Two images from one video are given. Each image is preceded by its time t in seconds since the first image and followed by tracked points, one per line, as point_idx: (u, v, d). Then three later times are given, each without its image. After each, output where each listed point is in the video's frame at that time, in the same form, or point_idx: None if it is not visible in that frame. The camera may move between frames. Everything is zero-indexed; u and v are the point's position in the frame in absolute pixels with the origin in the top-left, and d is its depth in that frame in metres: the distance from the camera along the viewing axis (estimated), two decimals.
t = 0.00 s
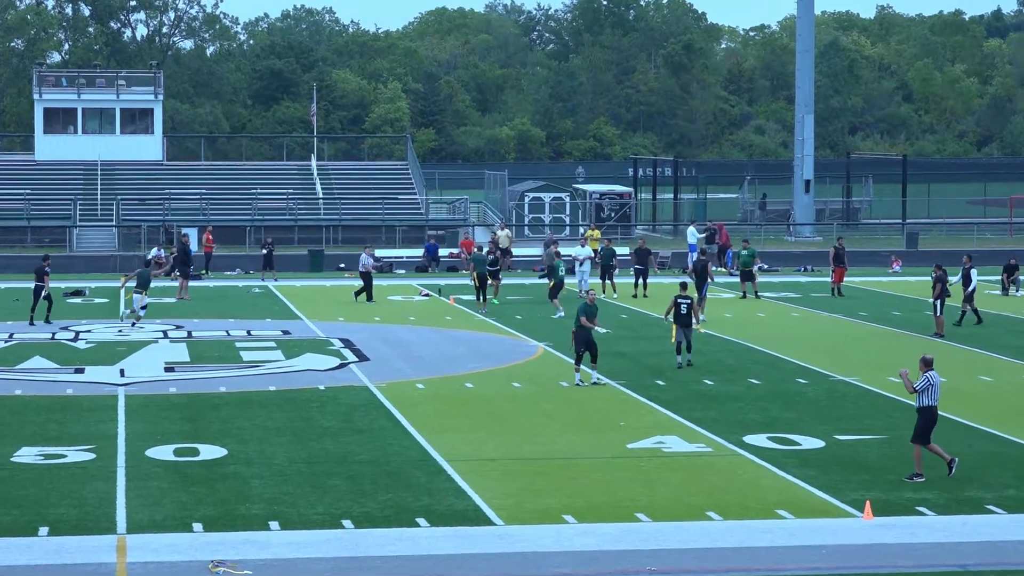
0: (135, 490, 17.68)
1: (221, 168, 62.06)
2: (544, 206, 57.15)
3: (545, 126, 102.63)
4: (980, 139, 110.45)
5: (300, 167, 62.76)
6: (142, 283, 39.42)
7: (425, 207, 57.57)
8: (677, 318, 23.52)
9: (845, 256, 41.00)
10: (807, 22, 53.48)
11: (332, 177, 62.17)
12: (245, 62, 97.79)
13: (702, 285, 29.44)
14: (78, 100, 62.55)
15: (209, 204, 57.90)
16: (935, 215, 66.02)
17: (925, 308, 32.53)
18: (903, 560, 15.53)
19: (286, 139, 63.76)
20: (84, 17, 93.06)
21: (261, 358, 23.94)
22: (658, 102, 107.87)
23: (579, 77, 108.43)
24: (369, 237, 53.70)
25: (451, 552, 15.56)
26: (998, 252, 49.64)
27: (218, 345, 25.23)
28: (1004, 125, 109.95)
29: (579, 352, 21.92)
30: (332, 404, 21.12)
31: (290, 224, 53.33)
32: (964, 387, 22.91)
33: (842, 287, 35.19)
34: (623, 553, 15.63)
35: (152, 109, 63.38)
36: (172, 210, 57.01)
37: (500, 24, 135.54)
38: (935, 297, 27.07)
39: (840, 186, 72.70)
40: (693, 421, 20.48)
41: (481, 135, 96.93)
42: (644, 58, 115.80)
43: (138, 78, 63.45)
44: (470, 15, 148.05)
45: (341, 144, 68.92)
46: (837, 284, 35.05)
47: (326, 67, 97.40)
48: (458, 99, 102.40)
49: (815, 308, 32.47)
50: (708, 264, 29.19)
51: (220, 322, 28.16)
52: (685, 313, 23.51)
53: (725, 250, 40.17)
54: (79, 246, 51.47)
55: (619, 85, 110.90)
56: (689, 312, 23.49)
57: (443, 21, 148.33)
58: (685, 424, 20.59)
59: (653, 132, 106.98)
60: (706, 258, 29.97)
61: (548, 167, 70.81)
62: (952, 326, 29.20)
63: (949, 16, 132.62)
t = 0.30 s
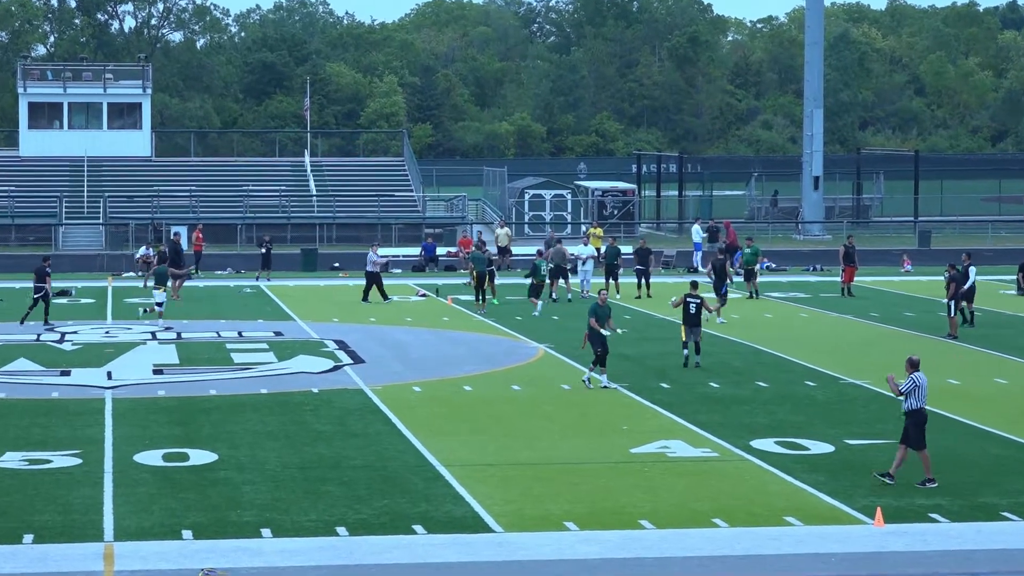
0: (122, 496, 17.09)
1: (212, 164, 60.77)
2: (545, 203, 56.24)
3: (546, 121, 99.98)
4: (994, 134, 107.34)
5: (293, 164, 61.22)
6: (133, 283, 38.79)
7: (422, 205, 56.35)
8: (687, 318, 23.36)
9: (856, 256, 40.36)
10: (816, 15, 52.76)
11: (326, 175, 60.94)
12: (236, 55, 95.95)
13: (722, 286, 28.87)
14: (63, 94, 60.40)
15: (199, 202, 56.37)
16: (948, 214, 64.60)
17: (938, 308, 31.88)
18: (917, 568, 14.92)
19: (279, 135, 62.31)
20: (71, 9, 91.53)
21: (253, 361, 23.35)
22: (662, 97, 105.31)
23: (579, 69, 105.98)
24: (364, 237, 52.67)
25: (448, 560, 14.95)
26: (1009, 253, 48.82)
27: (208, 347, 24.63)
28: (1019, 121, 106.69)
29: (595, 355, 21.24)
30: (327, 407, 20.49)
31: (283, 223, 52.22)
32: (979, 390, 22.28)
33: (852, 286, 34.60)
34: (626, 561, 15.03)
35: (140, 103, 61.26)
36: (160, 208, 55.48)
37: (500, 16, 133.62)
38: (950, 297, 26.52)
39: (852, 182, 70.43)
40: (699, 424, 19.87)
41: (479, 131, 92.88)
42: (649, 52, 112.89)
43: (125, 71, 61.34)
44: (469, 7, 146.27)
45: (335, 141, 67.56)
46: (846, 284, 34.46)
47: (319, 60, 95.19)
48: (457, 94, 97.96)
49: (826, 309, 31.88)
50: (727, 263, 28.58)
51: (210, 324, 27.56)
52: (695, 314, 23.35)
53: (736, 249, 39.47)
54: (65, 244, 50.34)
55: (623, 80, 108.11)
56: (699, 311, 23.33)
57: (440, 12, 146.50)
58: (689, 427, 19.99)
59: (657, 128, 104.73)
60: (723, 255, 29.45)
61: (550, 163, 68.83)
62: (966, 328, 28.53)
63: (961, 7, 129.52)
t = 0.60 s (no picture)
0: (110, 503, 16.50)
1: (204, 161, 59.63)
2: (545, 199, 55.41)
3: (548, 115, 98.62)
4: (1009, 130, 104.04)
5: (287, 162, 60.16)
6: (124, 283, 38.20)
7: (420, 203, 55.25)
8: (692, 317, 22.95)
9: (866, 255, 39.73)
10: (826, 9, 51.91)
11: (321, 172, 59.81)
12: (228, 47, 94.43)
13: (741, 285, 28.41)
14: (49, 88, 59.07)
15: (190, 200, 55.45)
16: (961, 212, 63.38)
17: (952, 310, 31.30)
18: None
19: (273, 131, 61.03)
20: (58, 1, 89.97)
21: (246, 363, 22.75)
22: (668, 90, 103.51)
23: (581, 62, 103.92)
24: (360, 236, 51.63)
25: (444, 570, 14.35)
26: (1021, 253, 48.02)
27: (198, 349, 24.06)
28: None
29: (602, 357, 20.60)
30: (321, 412, 19.88)
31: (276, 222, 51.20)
32: (995, 393, 21.63)
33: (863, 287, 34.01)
34: (630, 570, 14.44)
35: (129, 97, 59.89)
36: (150, 207, 54.58)
37: (501, 6, 131.73)
38: (965, 296, 25.91)
39: (863, 178, 68.86)
40: (705, 429, 19.27)
41: (479, 125, 92.01)
42: (654, 43, 110.53)
43: (112, 64, 59.94)
44: None
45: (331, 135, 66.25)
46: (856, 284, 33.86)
47: (314, 52, 93.41)
48: (456, 87, 96.45)
49: (837, 310, 31.31)
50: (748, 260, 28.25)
51: (201, 325, 26.97)
52: (701, 312, 22.97)
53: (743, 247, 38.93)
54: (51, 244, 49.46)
55: (627, 73, 106.16)
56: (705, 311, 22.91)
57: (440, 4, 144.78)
58: (695, 433, 19.38)
59: (662, 122, 102.99)
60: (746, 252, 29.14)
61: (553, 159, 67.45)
62: (980, 330, 27.88)
63: None
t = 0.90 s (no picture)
0: (97, 511, 15.90)
1: (194, 157, 58.23)
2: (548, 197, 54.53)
3: (550, 109, 96.68)
4: None
5: (279, 156, 58.99)
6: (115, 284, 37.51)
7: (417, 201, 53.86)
8: (695, 316, 22.44)
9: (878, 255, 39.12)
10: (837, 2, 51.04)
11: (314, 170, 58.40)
12: (218, 41, 92.38)
13: (765, 286, 27.98)
14: (35, 82, 58.67)
15: (180, 196, 54.25)
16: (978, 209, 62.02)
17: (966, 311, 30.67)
18: None
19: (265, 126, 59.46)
20: None
21: (237, 366, 22.17)
22: (673, 85, 100.20)
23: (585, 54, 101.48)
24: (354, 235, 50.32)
25: None
26: None
27: (188, 351, 23.45)
28: None
29: (606, 360, 20.10)
30: (316, 417, 19.27)
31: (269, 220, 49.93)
32: (1012, 398, 21.00)
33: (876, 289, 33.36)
34: None
35: (117, 91, 59.30)
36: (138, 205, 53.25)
37: None
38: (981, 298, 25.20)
39: (875, 175, 66.77)
40: (711, 436, 18.67)
41: (478, 121, 90.78)
42: (659, 35, 107.21)
43: (100, 59, 59.75)
44: None
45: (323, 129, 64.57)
46: (869, 286, 33.23)
47: (308, 46, 91.16)
48: (453, 82, 96.54)
49: (849, 312, 30.66)
50: (776, 260, 27.89)
51: (190, 326, 26.41)
52: (702, 311, 22.45)
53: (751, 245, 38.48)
54: (35, 243, 48.46)
55: (631, 65, 103.25)
56: (708, 310, 22.38)
57: None
58: (702, 438, 18.81)
59: (667, 118, 99.88)
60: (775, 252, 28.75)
61: (555, 155, 65.69)
62: (995, 333, 27.21)
63: None
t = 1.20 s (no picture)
0: (83, 519, 15.33)
1: (182, 153, 56.56)
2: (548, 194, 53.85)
3: (551, 105, 95.39)
4: None
5: (271, 151, 57.14)
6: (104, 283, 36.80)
7: (414, 199, 52.19)
8: (698, 317, 22.13)
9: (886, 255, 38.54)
10: None
11: (307, 165, 56.54)
12: (208, 32, 90.11)
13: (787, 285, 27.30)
14: (18, 75, 56.20)
15: (168, 192, 52.77)
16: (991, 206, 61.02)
17: (978, 312, 30.12)
18: None
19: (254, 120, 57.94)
20: None
21: (228, 369, 21.60)
22: (677, 78, 98.95)
23: (586, 46, 99.38)
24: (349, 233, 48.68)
25: None
26: None
27: (175, 353, 22.86)
28: None
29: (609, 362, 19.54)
30: (309, 421, 18.70)
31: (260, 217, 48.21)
32: None
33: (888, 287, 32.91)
34: None
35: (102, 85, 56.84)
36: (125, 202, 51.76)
37: None
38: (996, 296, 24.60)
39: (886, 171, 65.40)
40: (718, 440, 18.11)
41: (476, 115, 89.87)
42: (663, 25, 104.99)
43: (85, 51, 57.58)
44: None
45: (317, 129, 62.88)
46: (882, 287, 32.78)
47: (301, 38, 89.00)
48: (451, 74, 95.02)
49: (859, 312, 30.12)
50: (797, 258, 27.28)
51: (178, 328, 25.86)
52: (707, 312, 22.10)
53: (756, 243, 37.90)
54: (18, 242, 46.83)
55: (634, 58, 102.01)
56: (711, 310, 22.09)
57: None
58: (707, 442, 18.26)
59: (672, 112, 98.83)
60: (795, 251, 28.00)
61: (557, 149, 64.53)
62: (1007, 334, 26.65)
63: None
